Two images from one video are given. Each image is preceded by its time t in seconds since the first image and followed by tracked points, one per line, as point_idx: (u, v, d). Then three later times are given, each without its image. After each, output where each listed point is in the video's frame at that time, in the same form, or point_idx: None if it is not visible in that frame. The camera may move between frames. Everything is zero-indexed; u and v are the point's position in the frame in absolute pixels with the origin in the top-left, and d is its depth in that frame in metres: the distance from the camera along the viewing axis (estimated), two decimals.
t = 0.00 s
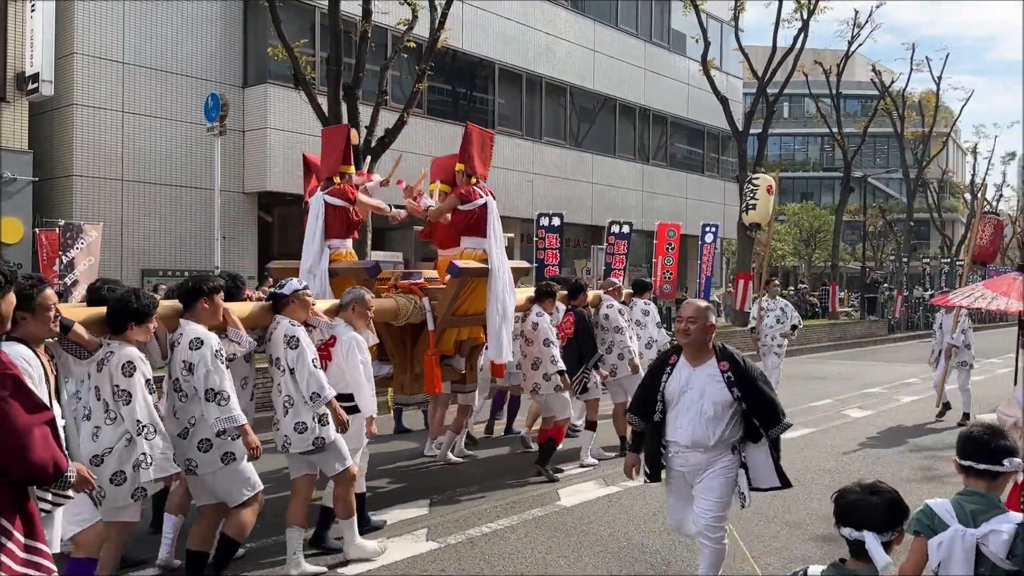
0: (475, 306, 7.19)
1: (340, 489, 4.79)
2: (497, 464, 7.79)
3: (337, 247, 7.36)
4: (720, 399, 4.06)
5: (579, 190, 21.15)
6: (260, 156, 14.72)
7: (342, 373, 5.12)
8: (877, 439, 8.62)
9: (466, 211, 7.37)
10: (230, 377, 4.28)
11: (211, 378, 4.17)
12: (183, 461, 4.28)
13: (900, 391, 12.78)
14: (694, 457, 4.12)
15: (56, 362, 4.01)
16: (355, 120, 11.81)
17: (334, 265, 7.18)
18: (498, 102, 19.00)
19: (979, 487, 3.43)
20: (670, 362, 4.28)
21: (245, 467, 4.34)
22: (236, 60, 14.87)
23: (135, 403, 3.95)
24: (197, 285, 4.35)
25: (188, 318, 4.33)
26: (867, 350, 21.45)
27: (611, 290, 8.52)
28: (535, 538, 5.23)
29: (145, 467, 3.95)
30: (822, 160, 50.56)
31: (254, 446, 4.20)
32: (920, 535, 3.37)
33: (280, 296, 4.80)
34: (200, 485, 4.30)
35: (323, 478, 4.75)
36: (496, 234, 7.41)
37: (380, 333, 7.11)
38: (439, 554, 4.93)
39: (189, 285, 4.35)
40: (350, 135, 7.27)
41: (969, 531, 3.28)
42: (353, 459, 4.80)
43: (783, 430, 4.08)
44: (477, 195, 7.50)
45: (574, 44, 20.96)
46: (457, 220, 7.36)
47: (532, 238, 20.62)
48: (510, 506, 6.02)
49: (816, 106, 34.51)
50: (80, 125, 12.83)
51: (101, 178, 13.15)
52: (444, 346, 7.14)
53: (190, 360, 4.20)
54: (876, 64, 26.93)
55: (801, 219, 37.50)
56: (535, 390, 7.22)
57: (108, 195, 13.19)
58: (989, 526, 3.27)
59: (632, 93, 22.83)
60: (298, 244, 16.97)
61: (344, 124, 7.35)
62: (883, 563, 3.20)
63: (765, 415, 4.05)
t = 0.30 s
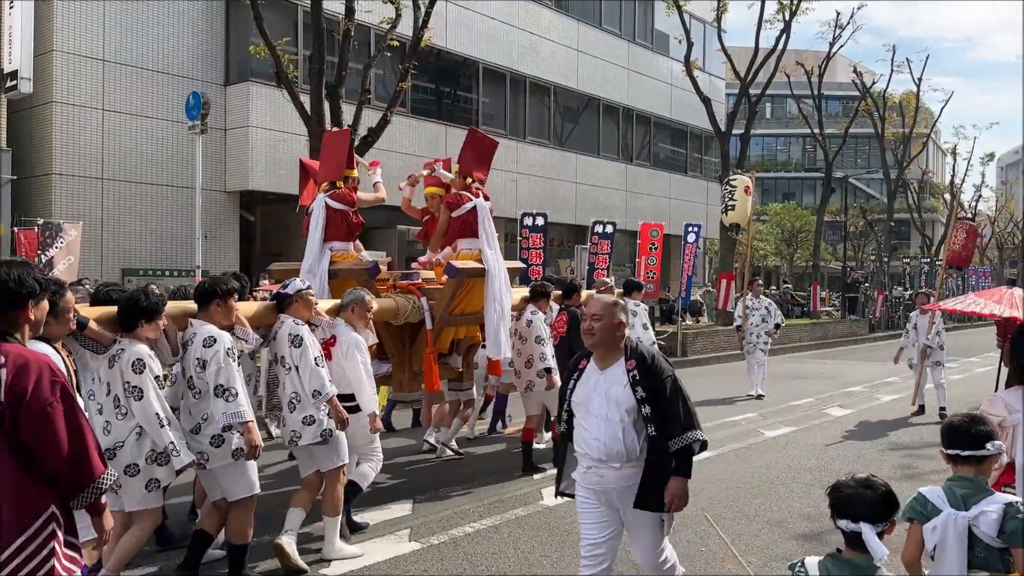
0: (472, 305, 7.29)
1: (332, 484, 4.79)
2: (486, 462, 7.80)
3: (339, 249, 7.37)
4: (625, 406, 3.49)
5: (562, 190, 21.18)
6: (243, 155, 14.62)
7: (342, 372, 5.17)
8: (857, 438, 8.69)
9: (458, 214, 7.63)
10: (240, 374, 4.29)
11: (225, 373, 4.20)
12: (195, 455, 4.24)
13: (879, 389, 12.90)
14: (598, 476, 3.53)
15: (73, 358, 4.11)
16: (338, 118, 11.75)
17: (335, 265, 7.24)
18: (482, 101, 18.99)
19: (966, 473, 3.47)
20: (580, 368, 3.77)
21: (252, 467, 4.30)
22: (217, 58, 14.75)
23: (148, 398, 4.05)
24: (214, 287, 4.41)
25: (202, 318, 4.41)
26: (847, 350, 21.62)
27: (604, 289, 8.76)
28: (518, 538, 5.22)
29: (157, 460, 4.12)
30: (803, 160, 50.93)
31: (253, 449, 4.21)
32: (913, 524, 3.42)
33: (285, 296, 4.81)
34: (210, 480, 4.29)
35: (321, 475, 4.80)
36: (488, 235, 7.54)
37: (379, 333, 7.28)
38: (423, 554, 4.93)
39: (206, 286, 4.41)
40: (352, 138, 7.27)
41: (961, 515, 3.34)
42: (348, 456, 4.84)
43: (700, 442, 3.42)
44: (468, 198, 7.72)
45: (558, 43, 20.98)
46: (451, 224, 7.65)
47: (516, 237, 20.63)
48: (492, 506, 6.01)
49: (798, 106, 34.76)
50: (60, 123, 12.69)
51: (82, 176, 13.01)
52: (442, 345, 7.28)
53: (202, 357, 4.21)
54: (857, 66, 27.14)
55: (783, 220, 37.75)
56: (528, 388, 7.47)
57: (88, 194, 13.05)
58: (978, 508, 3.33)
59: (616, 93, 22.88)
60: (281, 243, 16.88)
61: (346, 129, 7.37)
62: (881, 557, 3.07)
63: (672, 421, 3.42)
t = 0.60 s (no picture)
0: (466, 304, 7.22)
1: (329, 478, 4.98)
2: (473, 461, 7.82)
3: (337, 248, 7.46)
4: (541, 424, 3.25)
5: (546, 190, 21.19)
6: (224, 153, 14.51)
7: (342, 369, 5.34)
8: (838, 436, 8.77)
9: (457, 214, 7.74)
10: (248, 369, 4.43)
11: (233, 370, 4.32)
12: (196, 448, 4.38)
13: (858, 388, 13.02)
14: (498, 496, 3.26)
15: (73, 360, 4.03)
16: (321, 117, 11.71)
17: (332, 265, 7.33)
18: (465, 100, 18.97)
19: (968, 465, 3.51)
20: (486, 373, 3.45)
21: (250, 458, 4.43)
22: (198, 56, 14.62)
23: (161, 395, 3.98)
24: (213, 285, 4.53)
25: (204, 315, 4.53)
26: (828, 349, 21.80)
27: (596, 288, 8.88)
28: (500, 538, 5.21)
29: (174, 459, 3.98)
30: (785, 161, 51.28)
31: (278, 425, 4.53)
32: (919, 518, 3.43)
33: (285, 295, 4.92)
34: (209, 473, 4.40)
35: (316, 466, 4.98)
36: (485, 236, 7.67)
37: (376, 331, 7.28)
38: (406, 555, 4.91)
39: (206, 284, 4.53)
40: (349, 145, 7.33)
41: (967, 506, 3.38)
42: (343, 447, 5.06)
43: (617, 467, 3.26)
44: (465, 200, 7.85)
45: (541, 43, 20.99)
46: (449, 224, 7.75)
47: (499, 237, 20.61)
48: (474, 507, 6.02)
49: (779, 108, 34.98)
50: (38, 121, 12.53)
51: (62, 175, 12.86)
52: (438, 343, 7.12)
53: (211, 354, 4.33)
54: (838, 67, 27.36)
55: (764, 220, 38.04)
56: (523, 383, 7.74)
57: (66, 193, 12.90)
58: (983, 499, 3.39)
59: (599, 93, 22.95)
60: (263, 242, 16.77)
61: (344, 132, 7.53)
62: (843, 529, 3.05)
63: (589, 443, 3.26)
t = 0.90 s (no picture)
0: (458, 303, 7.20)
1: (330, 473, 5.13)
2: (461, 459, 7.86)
3: (334, 247, 7.69)
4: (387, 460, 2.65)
5: (529, 189, 21.20)
6: (205, 151, 14.40)
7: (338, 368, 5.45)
8: (818, 434, 8.86)
9: (452, 216, 7.72)
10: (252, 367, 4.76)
11: (237, 368, 4.63)
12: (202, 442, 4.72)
13: (838, 387, 13.13)
14: (353, 558, 2.70)
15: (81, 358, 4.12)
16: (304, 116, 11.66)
17: (331, 265, 7.50)
18: (449, 99, 18.94)
19: (978, 456, 3.73)
20: (341, 401, 2.93)
21: (255, 448, 4.78)
22: (178, 53, 14.49)
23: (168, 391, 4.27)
24: (210, 286, 4.79)
25: (205, 314, 4.81)
26: (808, 348, 21.99)
27: (586, 288, 8.96)
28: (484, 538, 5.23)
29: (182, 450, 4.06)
30: (766, 161, 51.56)
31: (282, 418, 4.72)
32: (944, 508, 3.57)
33: (283, 294, 5.12)
34: (217, 464, 4.75)
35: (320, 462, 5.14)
36: (478, 236, 7.63)
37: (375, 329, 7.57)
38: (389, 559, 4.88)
39: (204, 285, 4.80)
40: (339, 146, 7.65)
41: (988, 496, 3.59)
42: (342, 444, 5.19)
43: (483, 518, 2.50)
44: (460, 202, 7.84)
45: (524, 42, 21.00)
46: (444, 224, 7.73)
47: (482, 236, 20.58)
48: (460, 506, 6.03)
49: (760, 108, 35.18)
50: (15, 119, 12.34)
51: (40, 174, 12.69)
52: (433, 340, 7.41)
53: (216, 352, 4.63)
54: (819, 68, 27.58)
55: (746, 220, 38.27)
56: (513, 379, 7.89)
57: (44, 191, 12.73)
58: (1001, 488, 3.64)
59: (582, 93, 22.99)
60: (244, 242, 16.64)
61: (336, 136, 7.80)
62: (820, 515, 3.28)
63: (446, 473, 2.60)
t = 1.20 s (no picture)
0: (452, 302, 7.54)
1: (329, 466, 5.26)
2: (444, 457, 7.85)
3: (329, 248, 7.85)
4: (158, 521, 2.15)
5: (512, 188, 21.19)
6: (184, 149, 14.26)
7: (334, 365, 5.66)
8: (797, 432, 8.93)
9: (446, 218, 7.92)
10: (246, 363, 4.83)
11: (229, 364, 4.70)
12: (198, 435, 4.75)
13: (818, 385, 13.23)
14: None
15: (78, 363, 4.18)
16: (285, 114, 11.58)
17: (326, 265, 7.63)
18: (431, 98, 18.90)
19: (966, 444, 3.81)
20: (99, 441, 2.39)
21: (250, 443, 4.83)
22: (158, 50, 14.35)
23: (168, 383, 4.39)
24: (208, 283, 4.79)
25: (203, 313, 4.82)
26: (788, 346, 22.15)
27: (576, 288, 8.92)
28: (464, 536, 5.21)
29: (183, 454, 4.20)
30: (747, 161, 51.84)
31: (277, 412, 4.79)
32: (940, 493, 3.62)
33: (279, 294, 5.17)
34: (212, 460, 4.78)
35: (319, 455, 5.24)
36: (471, 239, 7.83)
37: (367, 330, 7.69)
38: (361, 557, 4.82)
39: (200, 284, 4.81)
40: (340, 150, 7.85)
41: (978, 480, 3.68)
42: (343, 438, 5.28)
43: None
44: (453, 204, 8.05)
45: (506, 41, 20.99)
46: (437, 227, 7.96)
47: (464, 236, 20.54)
48: (441, 504, 6.01)
49: (741, 108, 35.39)
50: None
51: (15, 170, 12.49)
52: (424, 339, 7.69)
53: (212, 348, 4.71)
54: (800, 68, 27.79)
55: (727, 219, 38.49)
56: (503, 380, 7.77)
57: (19, 188, 12.53)
58: (984, 474, 3.79)
59: (565, 92, 23.03)
60: (224, 240, 16.52)
61: (335, 140, 8.00)
62: (838, 510, 3.29)
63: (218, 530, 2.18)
